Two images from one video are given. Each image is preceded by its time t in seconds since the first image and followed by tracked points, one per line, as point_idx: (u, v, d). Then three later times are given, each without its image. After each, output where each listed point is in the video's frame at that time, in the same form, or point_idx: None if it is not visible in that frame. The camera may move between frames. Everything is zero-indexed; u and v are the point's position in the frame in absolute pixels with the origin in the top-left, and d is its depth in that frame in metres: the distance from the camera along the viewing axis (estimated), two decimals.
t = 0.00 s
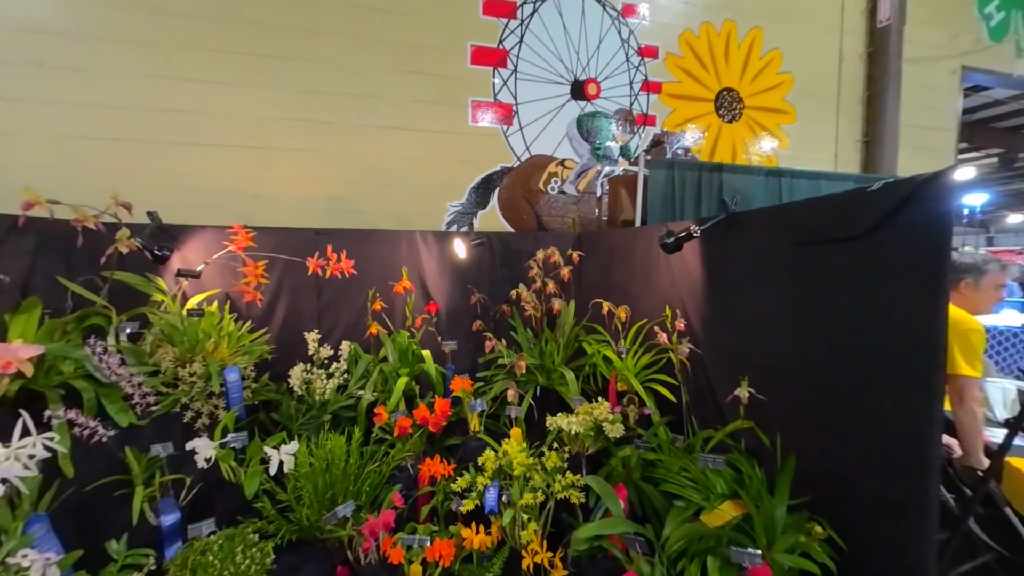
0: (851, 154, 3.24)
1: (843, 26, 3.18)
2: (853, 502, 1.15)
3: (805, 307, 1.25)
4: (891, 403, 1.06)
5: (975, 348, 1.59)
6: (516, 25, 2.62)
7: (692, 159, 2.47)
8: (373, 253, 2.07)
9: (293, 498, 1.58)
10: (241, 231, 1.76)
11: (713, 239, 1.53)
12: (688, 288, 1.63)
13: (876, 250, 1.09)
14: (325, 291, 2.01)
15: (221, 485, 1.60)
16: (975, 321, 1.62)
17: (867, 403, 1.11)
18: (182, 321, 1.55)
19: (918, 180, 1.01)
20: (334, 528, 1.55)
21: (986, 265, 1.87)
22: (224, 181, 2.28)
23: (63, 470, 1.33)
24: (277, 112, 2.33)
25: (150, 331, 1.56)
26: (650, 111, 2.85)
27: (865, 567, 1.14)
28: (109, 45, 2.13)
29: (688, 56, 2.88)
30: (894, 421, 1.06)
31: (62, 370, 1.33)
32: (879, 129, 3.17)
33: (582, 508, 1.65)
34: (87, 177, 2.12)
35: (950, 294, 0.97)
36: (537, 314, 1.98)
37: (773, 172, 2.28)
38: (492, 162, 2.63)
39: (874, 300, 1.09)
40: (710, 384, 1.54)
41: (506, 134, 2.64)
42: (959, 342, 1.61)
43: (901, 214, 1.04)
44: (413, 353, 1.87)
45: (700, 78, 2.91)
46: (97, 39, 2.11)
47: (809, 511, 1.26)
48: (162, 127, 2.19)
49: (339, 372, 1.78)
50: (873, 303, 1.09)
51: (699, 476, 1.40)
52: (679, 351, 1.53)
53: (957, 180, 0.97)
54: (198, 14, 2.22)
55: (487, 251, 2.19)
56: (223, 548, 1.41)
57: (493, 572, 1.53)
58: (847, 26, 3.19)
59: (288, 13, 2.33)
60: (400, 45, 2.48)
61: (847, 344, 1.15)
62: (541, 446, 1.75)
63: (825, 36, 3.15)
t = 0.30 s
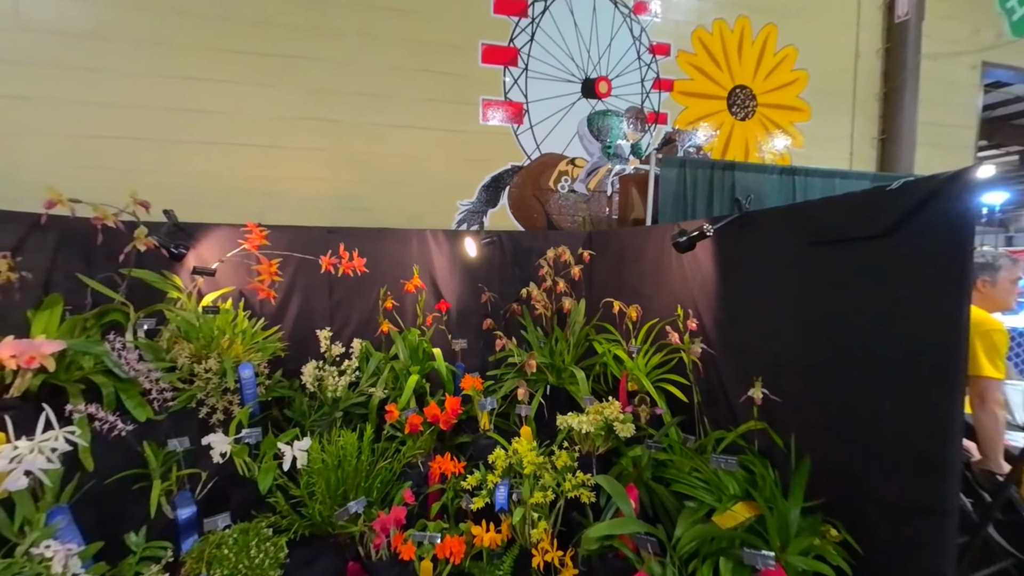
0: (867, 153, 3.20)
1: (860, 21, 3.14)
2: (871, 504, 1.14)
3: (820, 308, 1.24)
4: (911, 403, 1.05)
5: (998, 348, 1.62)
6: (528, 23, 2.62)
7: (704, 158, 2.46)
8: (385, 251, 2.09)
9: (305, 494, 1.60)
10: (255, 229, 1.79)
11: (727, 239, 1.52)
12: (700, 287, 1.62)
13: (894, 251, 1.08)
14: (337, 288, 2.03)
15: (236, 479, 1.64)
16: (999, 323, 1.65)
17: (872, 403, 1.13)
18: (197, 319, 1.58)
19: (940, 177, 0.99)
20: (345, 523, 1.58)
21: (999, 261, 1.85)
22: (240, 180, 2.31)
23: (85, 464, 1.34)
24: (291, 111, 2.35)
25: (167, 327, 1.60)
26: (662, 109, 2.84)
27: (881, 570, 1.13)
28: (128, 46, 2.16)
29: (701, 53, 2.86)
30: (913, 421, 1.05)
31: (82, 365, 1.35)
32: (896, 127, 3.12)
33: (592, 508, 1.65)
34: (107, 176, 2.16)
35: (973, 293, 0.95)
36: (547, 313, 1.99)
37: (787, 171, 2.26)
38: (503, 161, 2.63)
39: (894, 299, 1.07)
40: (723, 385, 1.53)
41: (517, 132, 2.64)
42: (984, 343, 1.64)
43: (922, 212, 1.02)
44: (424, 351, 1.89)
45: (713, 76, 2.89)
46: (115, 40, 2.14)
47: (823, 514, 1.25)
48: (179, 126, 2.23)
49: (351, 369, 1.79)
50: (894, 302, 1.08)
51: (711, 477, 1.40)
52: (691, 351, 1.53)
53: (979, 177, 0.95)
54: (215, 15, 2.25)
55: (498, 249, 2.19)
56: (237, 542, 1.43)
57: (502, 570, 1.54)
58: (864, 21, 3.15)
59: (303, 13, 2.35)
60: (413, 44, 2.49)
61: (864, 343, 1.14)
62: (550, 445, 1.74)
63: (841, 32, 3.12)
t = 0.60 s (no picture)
0: (878, 151, 3.18)
1: (872, 18, 3.11)
2: (884, 506, 1.13)
3: (833, 309, 1.24)
4: (926, 403, 1.03)
5: (1014, 349, 1.57)
6: (536, 22, 2.62)
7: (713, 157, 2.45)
8: (394, 250, 2.10)
9: (314, 491, 1.62)
10: (265, 228, 1.82)
11: (737, 239, 1.52)
12: (709, 287, 1.62)
13: (908, 252, 1.07)
14: (346, 287, 2.04)
15: (247, 476, 1.65)
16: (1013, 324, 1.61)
17: (886, 405, 1.11)
18: (209, 317, 1.60)
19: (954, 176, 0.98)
20: (354, 521, 1.60)
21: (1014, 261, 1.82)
22: (250, 180, 2.33)
23: (99, 460, 1.37)
24: (301, 111, 2.37)
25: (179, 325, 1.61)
26: (670, 108, 2.83)
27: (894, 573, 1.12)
28: (142, 47, 2.18)
29: (710, 52, 2.85)
30: (927, 422, 1.03)
31: (96, 363, 1.37)
32: (909, 125, 3.10)
33: (599, 508, 1.66)
34: (121, 175, 2.19)
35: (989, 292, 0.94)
36: (555, 312, 1.99)
37: (796, 170, 2.26)
38: (511, 160, 2.64)
39: (910, 299, 1.06)
40: (731, 385, 1.53)
41: (524, 131, 2.64)
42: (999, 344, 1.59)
43: (936, 211, 1.01)
44: (432, 350, 1.91)
45: (722, 74, 2.88)
46: (128, 41, 2.17)
47: (835, 516, 1.24)
48: (191, 127, 2.25)
49: (359, 368, 1.81)
50: (909, 302, 1.06)
51: (719, 478, 1.40)
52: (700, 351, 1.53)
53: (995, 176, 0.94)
54: (226, 16, 2.27)
55: (505, 248, 2.20)
56: (248, 538, 1.45)
57: (510, 569, 1.53)
58: (875, 18, 3.12)
59: (313, 13, 2.37)
60: (422, 44, 2.50)
61: (878, 343, 1.13)
62: (558, 445, 1.75)
63: (852, 30, 3.09)
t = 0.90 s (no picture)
0: (890, 151, 3.15)
1: (883, 16, 3.09)
2: (897, 509, 1.12)
3: (845, 309, 1.23)
4: (942, 407, 1.02)
5: None
6: (543, 21, 2.62)
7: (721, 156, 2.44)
8: (402, 250, 2.11)
9: (324, 489, 1.62)
10: (276, 228, 1.83)
11: (746, 239, 1.51)
12: (718, 288, 1.62)
13: (923, 252, 1.06)
14: (355, 286, 2.06)
15: (258, 474, 1.67)
16: None
17: (900, 408, 1.11)
18: (220, 316, 1.61)
19: (971, 176, 0.98)
20: (363, 519, 1.61)
21: None
22: (261, 180, 2.35)
23: (114, 456, 1.38)
24: (311, 111, 2.39)
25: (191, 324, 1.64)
26: (679, 107, 2.81)
27: None
28: (154, 48, 2.21)
29: (718, 50, 2.84)
30: (943, 426, 1.02)
31: (111, 360, 1.39)
32: (921, 123, 3.06)
33: (608, 509, 1.66)
34: (134, 176, 2.21)
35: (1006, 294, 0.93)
36: (563, 312, 2.00)
37: (806, 169, 2.24)
38: (518, 160, 2.64)
39: (924, 301, 1.06)
40: (741, 386, 1.53)
41: (532, 131, 2.64)
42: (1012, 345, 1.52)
43: (953, 212, 1.01)
44: (440, 349, 1.89)
45: (731, 73, 2.87)
46: (140, 43, 2.20)
47: (848, 519, 1.23)
48: (203, 127, 2.27)
49: (368, 367, 1.82)
50: (924, 304, 1.06)
51: (729, 479, 1.39)
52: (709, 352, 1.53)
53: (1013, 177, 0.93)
54: (237, 17, 2.29)
55: (513, 248, 2.20)
56: (259, 534, 1.46)
57: (517, 569, 1.55)
58: (888, 16, 3.09)
59: (322, 14, 2.39)
60: (430, 44, 2.51)
61: (892, 346, 1.12)
62: (566, 445, 1.75)
63: (863, 28, 3.06)
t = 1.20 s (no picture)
0: (905, 151, 3.11)
1: (898, 14, 3.06)
2: (913, 513, 1.11)
3: (859, 310, 1.23)
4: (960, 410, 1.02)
5: None
6: (553, 22, 2.63)
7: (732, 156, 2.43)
8: (412, 250, 2.13)
9: (336, 487, 1.64)
10: (288, 229, 1.86)
11: (758, 240, 1.51)
12: (730, 289, 1.61)
13: (940, 254, 1.05)
14: (365, 287, 2.07)
15: (271, 471, 1.69)
16: None
17: (916, 411, 1.10)
18: (234, 315, 1.63)
19: (990, 177, 0.97)
20: (374, 517, 1.62)
21: None
22: (274, 181, 2.38)
23: (131, 453, 1.40)
24: (323, 113, 2.41)
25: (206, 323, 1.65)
26: (689, 107, 2.80)
27: None
28: (170, 51, 2.25)
29: (729, 50, 2.83)
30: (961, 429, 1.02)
31: (128, 358, 1.41)
32: (936, 123, 3.03)
33: (618, 510, 1.65)
34: (150, 177, 2.25)
35: None
36: (572, 313, 2.00)
37: (819, 169, 2.23)
38: (527, 161, 2.65)
39: (941, 304, 1.05)
40: (752, 389, 1.52)
41: (541, 132, 2.65)
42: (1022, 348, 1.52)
43: (970, 214, 1.00)
44: (450, 349, 1.91)
45: (742, 73, 2.85)
46: (157, 46, 2.23)
47: (862, 523, 1.23)
48: (218, 129, 2.30)
49: (378, 366, 1.83)
50: (940, 307, 1.05)
51: (740, 482, 1.39)
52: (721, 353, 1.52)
53: None
54: (251, 20, 2.33)
55: (523, 248, 2.21)
56: (272, 532, 1.48)
57: (527, 569, 1.56)
58: (902, 15, 3.07)
59: (334, 17, 2.41)
60: (440, 45, 2.52)
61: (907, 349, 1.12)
62: (576, 445, 1.76)
63: (877, 27, 3.04)
